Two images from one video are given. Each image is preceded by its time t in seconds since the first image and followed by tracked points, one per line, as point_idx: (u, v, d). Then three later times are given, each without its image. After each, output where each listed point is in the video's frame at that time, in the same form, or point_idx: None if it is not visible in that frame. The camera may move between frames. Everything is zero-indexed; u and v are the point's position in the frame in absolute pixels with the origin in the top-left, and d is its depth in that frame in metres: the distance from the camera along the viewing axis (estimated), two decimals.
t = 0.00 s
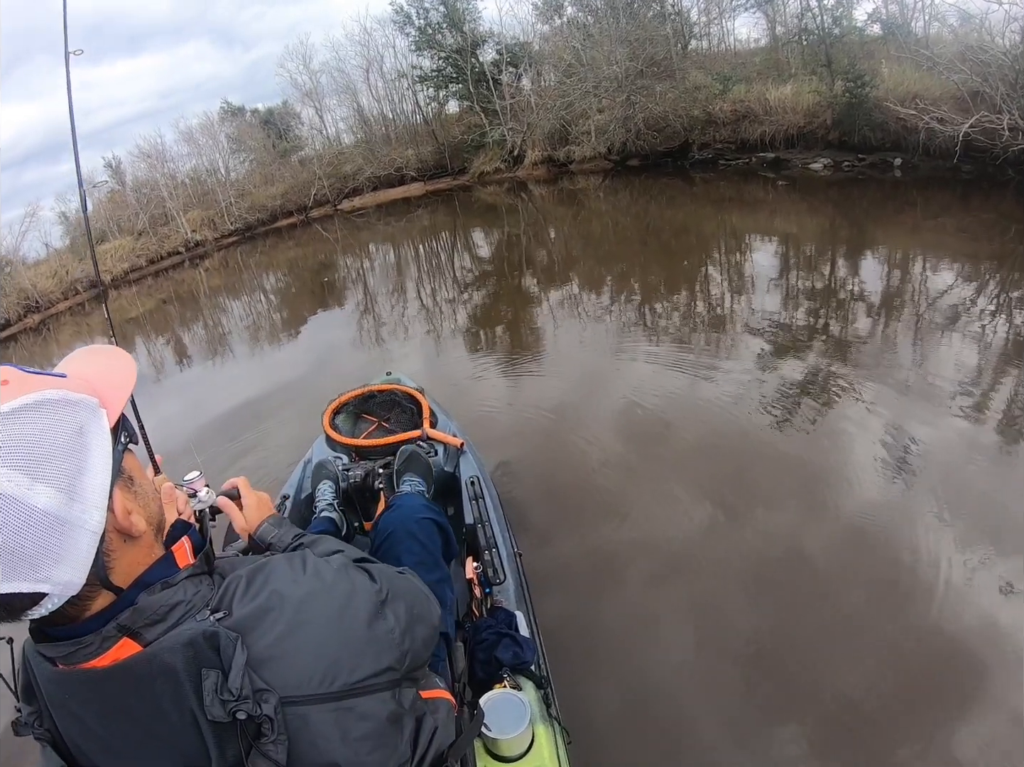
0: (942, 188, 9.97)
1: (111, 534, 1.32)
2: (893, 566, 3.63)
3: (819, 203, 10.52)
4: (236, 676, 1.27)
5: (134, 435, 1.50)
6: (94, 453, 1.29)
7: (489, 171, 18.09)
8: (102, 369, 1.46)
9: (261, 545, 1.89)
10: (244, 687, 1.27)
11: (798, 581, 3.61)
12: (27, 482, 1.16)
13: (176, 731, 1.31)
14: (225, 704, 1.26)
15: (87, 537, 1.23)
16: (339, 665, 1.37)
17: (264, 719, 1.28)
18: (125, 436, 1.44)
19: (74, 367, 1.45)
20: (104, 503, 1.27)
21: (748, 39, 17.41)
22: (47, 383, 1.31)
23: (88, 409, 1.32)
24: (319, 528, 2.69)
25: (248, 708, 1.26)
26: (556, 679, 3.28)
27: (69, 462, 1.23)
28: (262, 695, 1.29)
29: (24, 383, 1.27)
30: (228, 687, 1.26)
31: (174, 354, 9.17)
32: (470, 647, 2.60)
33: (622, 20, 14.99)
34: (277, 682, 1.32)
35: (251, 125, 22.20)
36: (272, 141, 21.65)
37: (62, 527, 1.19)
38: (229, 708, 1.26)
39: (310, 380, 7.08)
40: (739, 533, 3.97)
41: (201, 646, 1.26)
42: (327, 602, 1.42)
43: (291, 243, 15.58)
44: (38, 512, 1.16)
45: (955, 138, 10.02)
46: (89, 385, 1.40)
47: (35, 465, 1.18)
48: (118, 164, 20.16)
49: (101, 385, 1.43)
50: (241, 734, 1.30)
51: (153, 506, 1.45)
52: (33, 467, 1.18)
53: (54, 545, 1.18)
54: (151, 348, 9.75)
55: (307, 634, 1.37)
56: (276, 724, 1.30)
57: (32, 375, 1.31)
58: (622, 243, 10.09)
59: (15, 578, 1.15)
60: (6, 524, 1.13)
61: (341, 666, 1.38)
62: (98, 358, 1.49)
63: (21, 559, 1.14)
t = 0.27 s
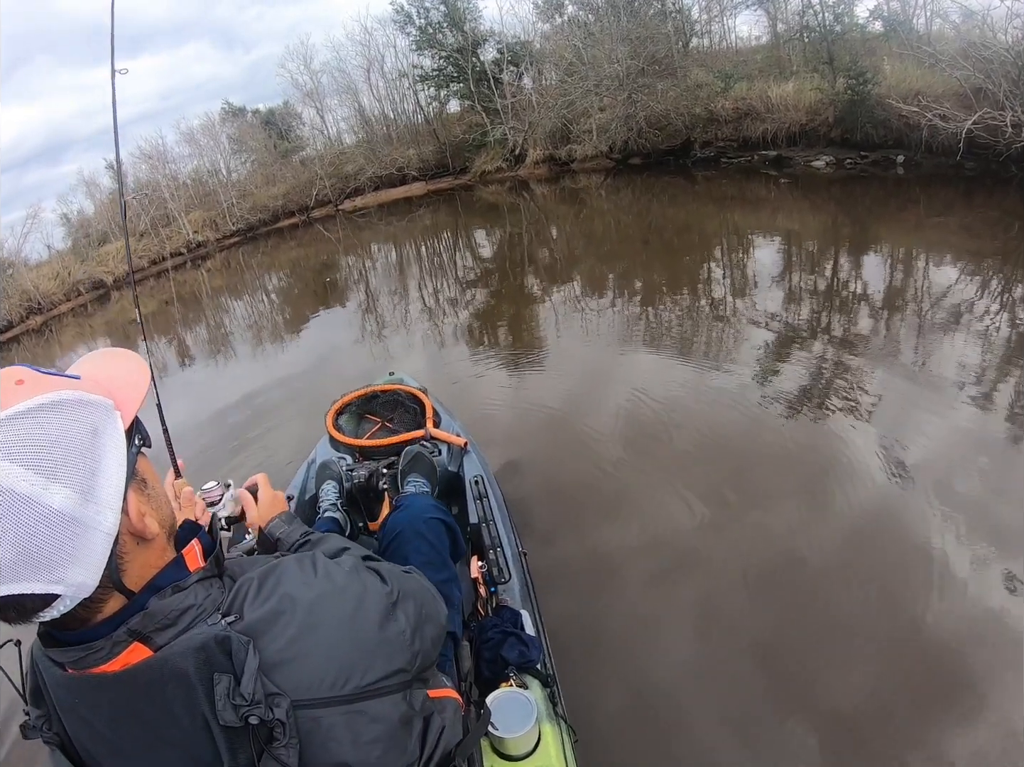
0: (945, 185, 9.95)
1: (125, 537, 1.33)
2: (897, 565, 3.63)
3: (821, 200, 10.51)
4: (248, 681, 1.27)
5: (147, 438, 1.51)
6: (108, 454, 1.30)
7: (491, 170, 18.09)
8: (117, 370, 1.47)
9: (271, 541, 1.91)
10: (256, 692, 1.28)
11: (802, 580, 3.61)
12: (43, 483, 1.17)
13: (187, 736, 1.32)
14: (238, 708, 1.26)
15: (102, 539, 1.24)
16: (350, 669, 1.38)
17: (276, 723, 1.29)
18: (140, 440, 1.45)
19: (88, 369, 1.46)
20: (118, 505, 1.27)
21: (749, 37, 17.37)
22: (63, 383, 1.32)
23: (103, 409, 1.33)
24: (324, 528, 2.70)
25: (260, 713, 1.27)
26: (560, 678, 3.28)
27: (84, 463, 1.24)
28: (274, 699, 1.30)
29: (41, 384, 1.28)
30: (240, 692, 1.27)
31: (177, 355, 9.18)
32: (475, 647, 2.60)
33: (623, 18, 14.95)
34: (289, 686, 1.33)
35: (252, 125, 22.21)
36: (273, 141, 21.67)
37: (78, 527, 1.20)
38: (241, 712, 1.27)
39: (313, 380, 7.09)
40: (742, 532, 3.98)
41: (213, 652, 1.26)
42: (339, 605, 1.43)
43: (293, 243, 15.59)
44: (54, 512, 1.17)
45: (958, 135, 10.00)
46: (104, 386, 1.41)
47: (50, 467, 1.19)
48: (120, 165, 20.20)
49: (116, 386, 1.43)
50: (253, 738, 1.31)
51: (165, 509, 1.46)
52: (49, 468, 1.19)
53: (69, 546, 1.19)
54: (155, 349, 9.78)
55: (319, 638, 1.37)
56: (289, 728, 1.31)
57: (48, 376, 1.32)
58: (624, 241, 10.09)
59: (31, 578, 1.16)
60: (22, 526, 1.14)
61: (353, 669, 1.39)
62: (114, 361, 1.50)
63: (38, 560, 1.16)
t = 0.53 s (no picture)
0: (948, 184, 9.93)
1: (131, 537, 1.33)
2: (899, 564, 3.63)
3: (822, 200, 10.50)
4: (252, 684, 1.27)
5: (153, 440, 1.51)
6: (116, 454, 1.30)
7: (493, 169, 18.08)
8: (124, 372, 1.48)
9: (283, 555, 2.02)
10: (260, 694, 1.28)
11: (804, 579, 3.61)
12: (51, 482, 1.17)
13: (190, 737, 1.33)
14: (241, 710, 1.27)
15: (108, 538, 1.24)
16: (355, 671, 1.38)
17: (280, 725, 1.30)
18: (146, 442, 1.45)
19: (95, 370, 1.46)
20: (124, 505, 1.27)
21: (751, 35, 17.34)
22: (71, 384, 1.33)
23: (111, 409, 1.33)
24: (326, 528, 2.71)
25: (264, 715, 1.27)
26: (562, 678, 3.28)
27: (92, 461, 1.24)
28: (278, 702, 1.30)
29: (49, 384, 1.28)
30: (244, 695, 1.27)
31: (179, 355, 9.19)
32: (478, 646, 2.60)
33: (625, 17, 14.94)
34: (293, 689, 1.33)
35: (253, 125, 22.22)
36: (274, 141, 21.67)
37: (85, 526, 1.20)
38: (245, 715, 1.27)
39: (315, 380, 7.09)
40: (744, 532, 3.97)
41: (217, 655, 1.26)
42: (344, 606, 1.43)
43: (295, 243, 15.59)
44: (61, 511, 1.17)
45: (960, 134, 9.98)
46: (111, 387, 1.41)
47: (58, 466, 1.19)
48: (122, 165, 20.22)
49: (124, 388, 1.44)
50: (258, 741, 1.32)
51: (170, 510, 1.46)
52: (57, 466, 1.19)
53: (75, 544, 1.19)
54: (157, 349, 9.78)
55: (324, 639, 1.38)
56: (293, 730, 1.31)
57: (56, 375, 1.33)
58: (625, 241, 10.08)
59: (38, 577, 1.16)
60: (30, 525, 1.14)
61: (358, 672, 1.39)
62: (122, 364, 1.50)
63: (45, 557, 1.16)
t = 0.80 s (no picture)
0: (950, 184, 9.92)
1: (131, 537, 1.33)
2: (899, 565, 3.62)
3: (824, 200, 10.49)
4: (250, 683, 1.27)
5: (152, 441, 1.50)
6: (116, 453, 1.30)
7: (494, 169, 18.07)
8: (125, 372, 1.48)
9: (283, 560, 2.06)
10: (258, 694, 1.28)
11: (804, 580, 3.60)
12: (50, 481, 1.17)
13: (189, 736, 1.32)
14: (239, 710, 1.27)
15: (108, 537, 1.23)
16: (353, 670, 1.38)
17: (278, 725, 1.29)
18: (145, 443, 1.45)
19: (94, 371, 1.46)
20: (124, 504, 1.27)
21: (753, 35, 17.32)
22: (71, 384, 1.33)
23: (111, 410, 1.33)
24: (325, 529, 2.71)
25: (262, 715, 1.27)
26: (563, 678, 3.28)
27: (91, 461, 1.24)
28: (275, 701, 1.30)
29: (49, 384, 1.28)
30: (241, 694, 1.27)
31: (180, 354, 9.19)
32: (478, 646, 2.60)
33: (626, 17, 14.91)
34: (290, 688, 1.33)
35: (254, 125, 22.22)
36: (276, 141, 21.68)
37: (84, 525, 1.20)
38: (243, 715, 1.27)
39: (316, 380, 7.09)
40: (744, 532, 3.97)
41: (214, 654, 1.26)
42: (342, 606, 1.43)
43: (296, 243, 15.60)
44: (61, 511, 1.17)
45: (963, 134, 9.97)
46: (111, 388, 1.41)
47: (58, 466, 1.19)
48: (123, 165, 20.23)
49: (123, 388, 1.44)
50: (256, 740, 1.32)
51: (169, 511, 1.46)
52: (56, 467, 1.19)
53: (74, 543, 1.19)
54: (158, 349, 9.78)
55: (321, 638, 1.38)
56: (290, 730, 1.30)
57: (56, 376, 1.33)
58: (626, 241, 10.08)
59: (38, 577, 1.16)
60: (30, 524, 1.14)
61: (355, 671, 1.39)
62: (123, 364, 1.50)
63: (46, 557, 1.16)
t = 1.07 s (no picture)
0: (952, 185, 9.91)
1: (128, 536, 1.33)
2: (900, 565, 3.62)
3: (825, 200, 10.48)
4: (250, 683, 1.27)
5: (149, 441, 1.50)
6: (112, 455, 1.30)
7: (495, 169, 18.07)
8: (120, 373, 1.48)
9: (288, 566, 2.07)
10: (257, 694, 1.28)
11: (805, 580, 3.60)
12: (48, 483, 1.18)
13: (188, 737, 1.33)
14: (239, 710, 1.27)
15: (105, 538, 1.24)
16: (353, 670, 1.38)
17: (278, 725, 1.30)
18: (142, 442, 1.45)
19: (90, 372, 1.46)
20: (122, 505, 1.27)
21: (755, 35, 17.30)
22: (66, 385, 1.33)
23: (106, 411, 1.33)
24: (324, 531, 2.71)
25: (262, 715, 1.27)
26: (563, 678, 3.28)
27: (89, 463, 1.24)
28: (275, 701, 1.30)
29: (45, 386, 1.28)
30: (241, 694, 1.27)
31: (181, 354, 9.19)
32: (478, 646, 2.60)
33: (627, 17, 14.89)
34: (290, 689, 1.33)
35: (256, 124, 22.22)
36: (277, 141, 21.68)
37: (82, 527, 1.20)
38: (243, 715, 1.27)
39: (317, 379, 7.10)
40: (744, 532, 3.97)
41: (214, 655, 1.26)
42: (342, 606, 1.43)
43: (297, 242, 15.60)
44: (59, 511, 1.17)
45: (965, 135, 9.96)
46: (106, 389, 1.41)
47: (55, 467, 1.19)
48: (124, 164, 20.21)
49: (118, 389, 1.44)
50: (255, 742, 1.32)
51: (167, 510, 1.46)
52: (53, 468, 1.19)
53: (73, 544, 1.19)
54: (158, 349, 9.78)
55: (321, 639, 1.38)
56: (290, 730, 1.31)
57: (52, 377, 1.33)
58: (627, 241, 10.08)
59: (37, 578, 1.16)
60: (29, 526, 1.15)
61: (355, 672, 1.39)
62: (119, 365, 1.50)
63: (44, 559, 1.16)
